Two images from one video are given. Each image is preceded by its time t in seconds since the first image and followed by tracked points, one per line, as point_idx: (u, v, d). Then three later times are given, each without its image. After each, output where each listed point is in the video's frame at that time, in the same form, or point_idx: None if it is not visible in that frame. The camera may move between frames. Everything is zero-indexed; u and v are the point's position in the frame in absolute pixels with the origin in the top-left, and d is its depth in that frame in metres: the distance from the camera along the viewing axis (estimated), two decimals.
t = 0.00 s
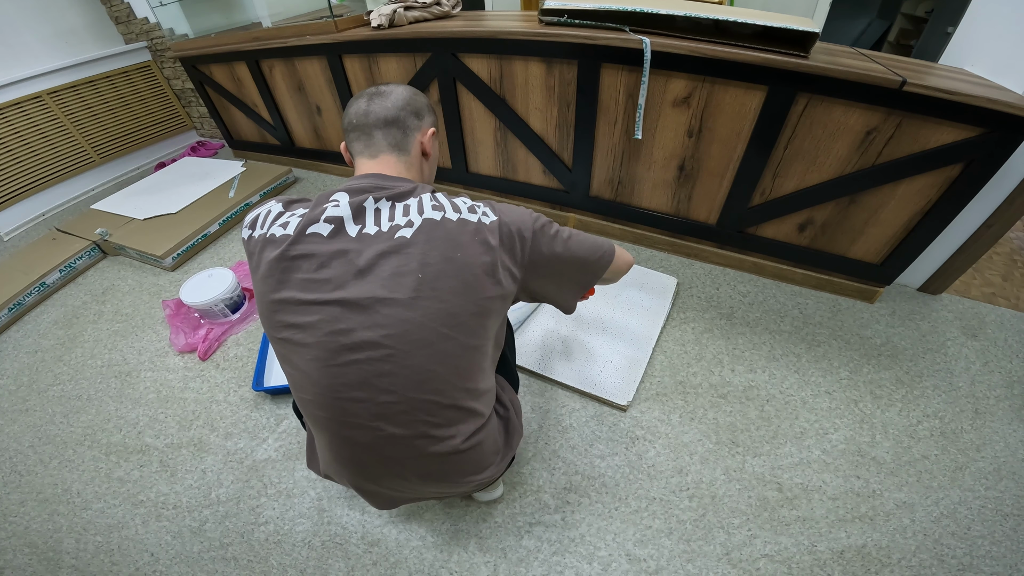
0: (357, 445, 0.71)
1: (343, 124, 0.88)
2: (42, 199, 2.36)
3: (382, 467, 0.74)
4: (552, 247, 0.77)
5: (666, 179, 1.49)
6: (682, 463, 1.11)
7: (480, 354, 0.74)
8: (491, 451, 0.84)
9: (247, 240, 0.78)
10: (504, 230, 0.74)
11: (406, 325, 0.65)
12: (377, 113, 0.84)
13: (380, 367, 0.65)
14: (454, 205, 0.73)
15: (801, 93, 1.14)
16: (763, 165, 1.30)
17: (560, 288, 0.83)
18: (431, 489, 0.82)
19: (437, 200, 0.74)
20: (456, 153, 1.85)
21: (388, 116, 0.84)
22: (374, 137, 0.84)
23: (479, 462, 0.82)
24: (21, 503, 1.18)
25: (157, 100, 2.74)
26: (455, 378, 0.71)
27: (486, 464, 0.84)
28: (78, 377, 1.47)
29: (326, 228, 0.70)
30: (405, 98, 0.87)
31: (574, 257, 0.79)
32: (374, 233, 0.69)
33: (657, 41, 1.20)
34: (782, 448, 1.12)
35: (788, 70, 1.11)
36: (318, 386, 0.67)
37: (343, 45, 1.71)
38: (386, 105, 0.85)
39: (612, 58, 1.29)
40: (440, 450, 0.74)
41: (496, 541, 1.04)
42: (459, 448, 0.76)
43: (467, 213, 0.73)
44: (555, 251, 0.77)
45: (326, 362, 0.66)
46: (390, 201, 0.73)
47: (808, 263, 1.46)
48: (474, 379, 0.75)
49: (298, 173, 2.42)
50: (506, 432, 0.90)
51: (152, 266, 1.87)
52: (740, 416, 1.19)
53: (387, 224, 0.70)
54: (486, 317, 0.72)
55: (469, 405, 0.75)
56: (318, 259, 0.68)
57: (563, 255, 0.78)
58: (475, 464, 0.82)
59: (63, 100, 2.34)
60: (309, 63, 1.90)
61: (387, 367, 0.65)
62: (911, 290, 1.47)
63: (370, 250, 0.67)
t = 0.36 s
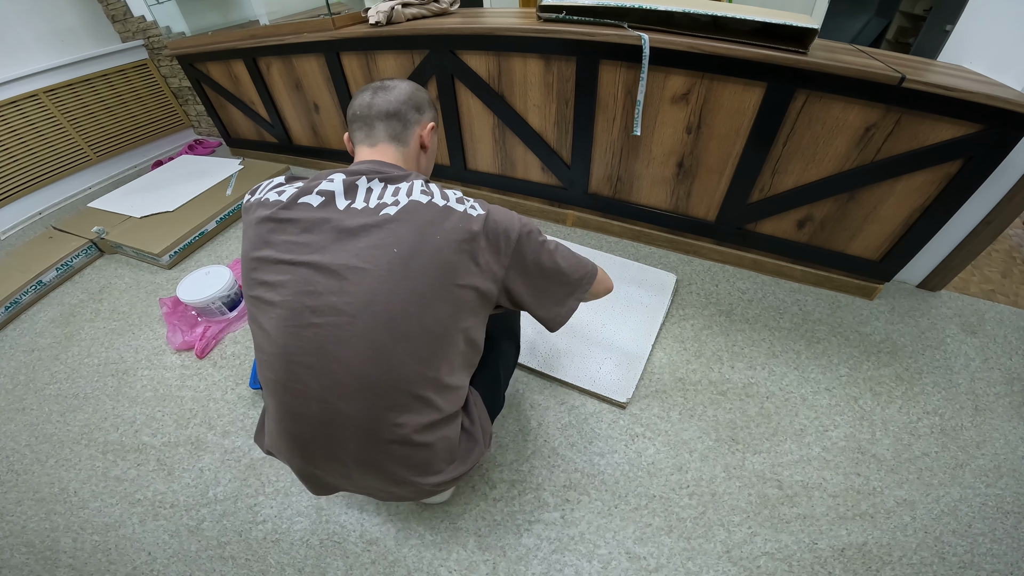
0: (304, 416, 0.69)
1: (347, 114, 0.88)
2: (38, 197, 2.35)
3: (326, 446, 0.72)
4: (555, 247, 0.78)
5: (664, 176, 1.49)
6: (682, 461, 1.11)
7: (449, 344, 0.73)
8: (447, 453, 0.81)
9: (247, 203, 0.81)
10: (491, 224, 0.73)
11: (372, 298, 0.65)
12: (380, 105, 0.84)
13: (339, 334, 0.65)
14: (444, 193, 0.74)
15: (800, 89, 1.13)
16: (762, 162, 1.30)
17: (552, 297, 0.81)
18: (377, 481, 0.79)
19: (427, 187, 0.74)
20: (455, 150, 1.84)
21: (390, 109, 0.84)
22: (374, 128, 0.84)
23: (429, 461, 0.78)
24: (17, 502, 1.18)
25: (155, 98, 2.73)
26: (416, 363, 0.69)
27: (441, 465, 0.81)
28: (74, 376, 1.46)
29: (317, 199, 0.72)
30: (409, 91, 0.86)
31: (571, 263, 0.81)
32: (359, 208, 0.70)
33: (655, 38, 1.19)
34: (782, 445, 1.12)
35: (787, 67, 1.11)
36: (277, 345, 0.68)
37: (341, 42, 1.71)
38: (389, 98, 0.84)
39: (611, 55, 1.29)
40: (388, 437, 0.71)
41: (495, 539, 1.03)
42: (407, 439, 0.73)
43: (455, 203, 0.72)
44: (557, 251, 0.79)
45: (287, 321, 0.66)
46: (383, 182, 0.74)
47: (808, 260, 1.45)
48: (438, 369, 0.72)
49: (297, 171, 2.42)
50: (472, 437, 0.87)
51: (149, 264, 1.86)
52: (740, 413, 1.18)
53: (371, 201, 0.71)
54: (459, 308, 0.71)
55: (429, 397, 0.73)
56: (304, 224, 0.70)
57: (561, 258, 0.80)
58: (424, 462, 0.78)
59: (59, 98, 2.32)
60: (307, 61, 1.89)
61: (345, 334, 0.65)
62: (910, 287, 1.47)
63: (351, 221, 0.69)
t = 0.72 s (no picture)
0: (278, 413, 0.71)
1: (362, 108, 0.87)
2: (38, 198, 2.35)
3: (300, 442, 0.74)
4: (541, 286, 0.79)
5: (665, 175, 1.49)
6: (683, 460, 1.11)
7: (427, 356, 0.71)
8: (416, 463, 0.79)
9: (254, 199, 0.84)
10: (483, 242, 0.70)
11: (347, 306, 0.64)
12: (396, 104, 0.83)
13: (312, 340, 0.65)
14: (437, 206, 0.71)
15: (800, 89, 1.13)
16: (762, 161, 1.30)
17: (526, 326, 0.83)
18: (343, 478, 0.79)
19: (421, 198, 0.72)
20: (455, 150, 1.84)
21: (407, 109, 0.83)
22: (387, 127, 0.84)
23: (396, 470, 0.77)
24: (18, 503, 1.17)
25: (155, 99, 2.73)
26: (387, 375, 0.67)
27: (408, 474, 0.79)
28: (75, 377, 1.46)
29: (313, 203, 0.73)
30: (426, 91, 0.86)
31: (553, 299, 0.83)
32: (350, 216, 0.70)
33: (656, 38, 1.19)
34: (784, 444, 1.12)
35: (787, 66, 1.11)
36: (259, 343, 0.70)
37: (341, 42, 1.71)
38: (406, 97, 0.84)
39: (611, 55, 1.29)
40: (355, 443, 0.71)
41: (497, 539, 1.03)
42: (372, 446, 0.72)
43: (447, 216, 0.70)
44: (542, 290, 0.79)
45: (268, 321, 0.68)
46: (379, 190, 0.74)
47: (808, 259, 1.45)
48: (413, 382, 0.71)
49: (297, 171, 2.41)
50: (446, 448, 0.84)
51: (149, 264, 1.86)
52: (741, 412, 1.18)
53: (365, 207, 0.70)
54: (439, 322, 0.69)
55: (400, 407, 0.72)
56: (296, 228, 0.71)
57: (546, 296, 0.81)
58: (392, 471, 0.77)
59: (59, 99, 2.32)
60: (306, 61, 1.89)
61: (317, 341, 0.65)
62: (912, 286, 1.47)
63: (338, 229, 0.68)
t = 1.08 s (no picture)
0: (262, 384, 0.78)
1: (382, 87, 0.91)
2: (41, 200, 2.36)
3: (283, 410, 0.81)
4: (517, 309, 0.74)
5: (666, 176, 1.49)
6: (686, 461, 1.11)
7: (389, 356, 0.69)
8: (385, 445, 0.82)
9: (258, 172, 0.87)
10: (447, 251, 0.64)
11: (304, 306, 0.64)
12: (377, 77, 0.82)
13: (277, 329, 0.68)
14: (405, 205, 0.66)
15: (801, 89, 1.13)
16: (764, 162, 1.30)
17: (496, 339, 0.79)
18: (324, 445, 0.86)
19: (390, 193, 0.68)
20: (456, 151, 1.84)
21: (384, 80, 0.80)
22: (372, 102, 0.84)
23: (366, 450, 0.81)
24: (21, 504, 1.18)
25: (157, 101, 2.74)
26: (346, 372, 0.68)
27: (378, 454, 0.83)
28: (77, 378, 1.46)
29: (291, 188, 0.73)
30: (409, 58, 0.78)
31: (529, 326, 0.78)
32: (319, 206, 0.69)
33: (656, 39, 1.19)
34: (786, 445, 1.12)
35: (787, 66, 1.11)
36: (243, 321, 0.75)
37: (341, 44, 1.71)
38: (386, 69, 0.80)
39: (612, 56, 1.29)
40: (323, 425, 0.75)
41: (499, 540, 1.03)
42: (339, 429, 0.76)
43: (413, 218, 0.64)
44: (518, 314, 0.75)
45: (247, 303, 0.72)
46: (354, 179, 0.72)
47: (810, 259, 1.45)
48: (374, 379, 0.70)
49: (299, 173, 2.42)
50: (418, 434, 0.86)
51: (152, 266, 1.86)
52: (743, 413, 1.18)
53: (332, 201, 0.69)
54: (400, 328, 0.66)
55: (364, 399, 0.73)
56: (270, 215, 0.71)
57: (522, 320, 0.76)
58: (362, 450, 0.81)
59: (61, 101, 2.33)
60: (307, 63, 1.89)
61: (281, 332, 0.67)
62: (914, 286, 1.47)
63: (305, 222, 0.68)
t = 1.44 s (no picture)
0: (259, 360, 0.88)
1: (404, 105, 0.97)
2: (46, 203, 2.37)
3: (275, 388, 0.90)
4: (479, 340, 0.70)
5: (668, 179, 1.49)
6: (688, 463, 1.12)
7: (347, 360, 0.71)
8: (351, 444, 0.85)
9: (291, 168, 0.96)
10: (401, 271, 0.64)
11: (279, 300, 0.71)
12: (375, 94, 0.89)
13: (261, 316, 0.75)
14: (371, 220, 0.66)
15: (802, 92, 1.14)
16: (765, 165, 1.31)
17: (458, 364, 0.76)
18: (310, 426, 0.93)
19: (363, 207, 0.69)
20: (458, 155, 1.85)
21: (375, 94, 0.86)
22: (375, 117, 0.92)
23: (334, 443, 0.85)
24: (30, 507, 1.19)
25: (160, 104, 2.75)
26: (312, 368, 0.73)
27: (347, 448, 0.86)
28: (84, 382, 1.47)
29: (297, 188, 0.80)
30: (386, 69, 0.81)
31: (493, 358, 0.74)
32: (306, 211, 0.74)
33: (658, 43, 1.20)
34: (788, 446, 1.13)
35: (788, 70, 1.12)
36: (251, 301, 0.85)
37: (343, 47, 1.72)
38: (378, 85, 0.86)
39: (613, 59, 1.30)
40: (294, 411, 0.81)
41: (504, 542, 1.04)
42: (308, 418, 0.81)
43: (375, 235, 0.65)
44: (480, 345, 0.71)
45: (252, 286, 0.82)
46: (340, 187, 0.74)
47: (811, 262, 1.46)
48: (333, 380, 0.73)
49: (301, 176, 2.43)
50: (388, 436, 0.86)
51: (157, 270, 1.87)
52: (745, 415, 1.19)
53: (317, 206, 0.73)
54: (354, 334, 0.67)
55: (329, 395, 0.76)
56: (275, 212, 0.79)
57: (483, 350, 0.72)
58: (331, 442, 0.86)
59: (65, 104, 2.34)
60: (310, 66, 1.90)
61: (263, 319, 0.75)
62: (916, 287, 1.47)
63: (291, 223, 0.73)
